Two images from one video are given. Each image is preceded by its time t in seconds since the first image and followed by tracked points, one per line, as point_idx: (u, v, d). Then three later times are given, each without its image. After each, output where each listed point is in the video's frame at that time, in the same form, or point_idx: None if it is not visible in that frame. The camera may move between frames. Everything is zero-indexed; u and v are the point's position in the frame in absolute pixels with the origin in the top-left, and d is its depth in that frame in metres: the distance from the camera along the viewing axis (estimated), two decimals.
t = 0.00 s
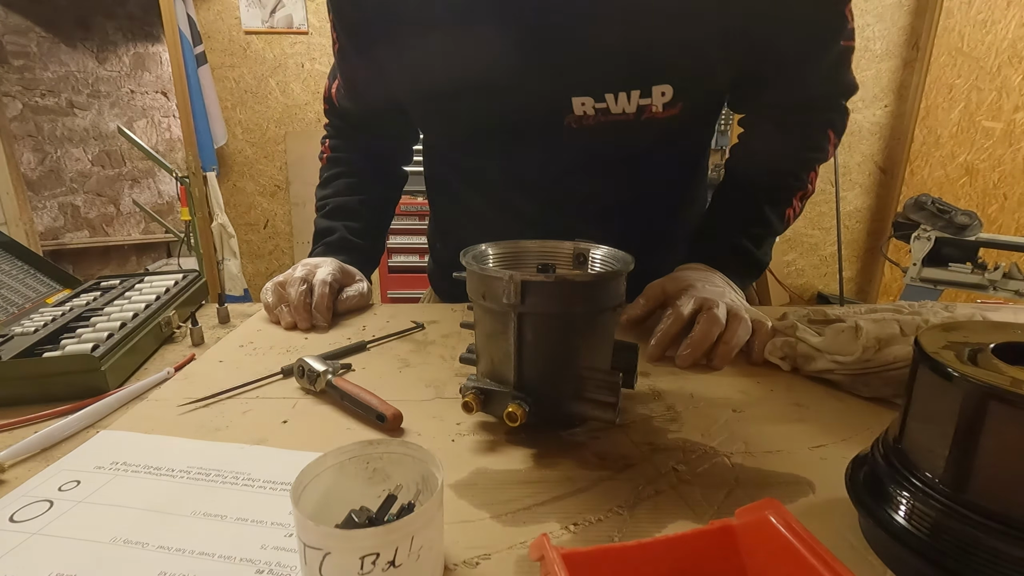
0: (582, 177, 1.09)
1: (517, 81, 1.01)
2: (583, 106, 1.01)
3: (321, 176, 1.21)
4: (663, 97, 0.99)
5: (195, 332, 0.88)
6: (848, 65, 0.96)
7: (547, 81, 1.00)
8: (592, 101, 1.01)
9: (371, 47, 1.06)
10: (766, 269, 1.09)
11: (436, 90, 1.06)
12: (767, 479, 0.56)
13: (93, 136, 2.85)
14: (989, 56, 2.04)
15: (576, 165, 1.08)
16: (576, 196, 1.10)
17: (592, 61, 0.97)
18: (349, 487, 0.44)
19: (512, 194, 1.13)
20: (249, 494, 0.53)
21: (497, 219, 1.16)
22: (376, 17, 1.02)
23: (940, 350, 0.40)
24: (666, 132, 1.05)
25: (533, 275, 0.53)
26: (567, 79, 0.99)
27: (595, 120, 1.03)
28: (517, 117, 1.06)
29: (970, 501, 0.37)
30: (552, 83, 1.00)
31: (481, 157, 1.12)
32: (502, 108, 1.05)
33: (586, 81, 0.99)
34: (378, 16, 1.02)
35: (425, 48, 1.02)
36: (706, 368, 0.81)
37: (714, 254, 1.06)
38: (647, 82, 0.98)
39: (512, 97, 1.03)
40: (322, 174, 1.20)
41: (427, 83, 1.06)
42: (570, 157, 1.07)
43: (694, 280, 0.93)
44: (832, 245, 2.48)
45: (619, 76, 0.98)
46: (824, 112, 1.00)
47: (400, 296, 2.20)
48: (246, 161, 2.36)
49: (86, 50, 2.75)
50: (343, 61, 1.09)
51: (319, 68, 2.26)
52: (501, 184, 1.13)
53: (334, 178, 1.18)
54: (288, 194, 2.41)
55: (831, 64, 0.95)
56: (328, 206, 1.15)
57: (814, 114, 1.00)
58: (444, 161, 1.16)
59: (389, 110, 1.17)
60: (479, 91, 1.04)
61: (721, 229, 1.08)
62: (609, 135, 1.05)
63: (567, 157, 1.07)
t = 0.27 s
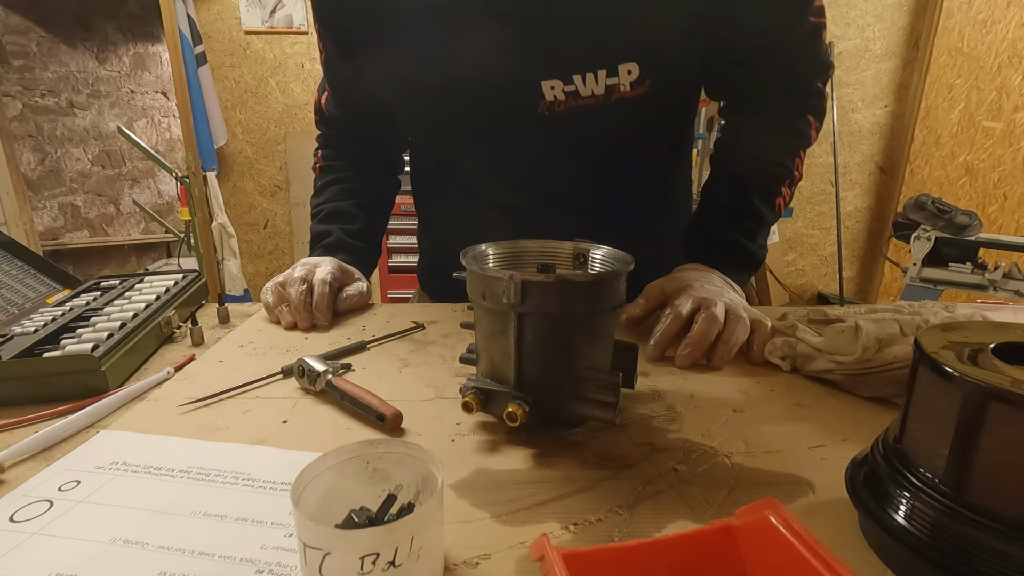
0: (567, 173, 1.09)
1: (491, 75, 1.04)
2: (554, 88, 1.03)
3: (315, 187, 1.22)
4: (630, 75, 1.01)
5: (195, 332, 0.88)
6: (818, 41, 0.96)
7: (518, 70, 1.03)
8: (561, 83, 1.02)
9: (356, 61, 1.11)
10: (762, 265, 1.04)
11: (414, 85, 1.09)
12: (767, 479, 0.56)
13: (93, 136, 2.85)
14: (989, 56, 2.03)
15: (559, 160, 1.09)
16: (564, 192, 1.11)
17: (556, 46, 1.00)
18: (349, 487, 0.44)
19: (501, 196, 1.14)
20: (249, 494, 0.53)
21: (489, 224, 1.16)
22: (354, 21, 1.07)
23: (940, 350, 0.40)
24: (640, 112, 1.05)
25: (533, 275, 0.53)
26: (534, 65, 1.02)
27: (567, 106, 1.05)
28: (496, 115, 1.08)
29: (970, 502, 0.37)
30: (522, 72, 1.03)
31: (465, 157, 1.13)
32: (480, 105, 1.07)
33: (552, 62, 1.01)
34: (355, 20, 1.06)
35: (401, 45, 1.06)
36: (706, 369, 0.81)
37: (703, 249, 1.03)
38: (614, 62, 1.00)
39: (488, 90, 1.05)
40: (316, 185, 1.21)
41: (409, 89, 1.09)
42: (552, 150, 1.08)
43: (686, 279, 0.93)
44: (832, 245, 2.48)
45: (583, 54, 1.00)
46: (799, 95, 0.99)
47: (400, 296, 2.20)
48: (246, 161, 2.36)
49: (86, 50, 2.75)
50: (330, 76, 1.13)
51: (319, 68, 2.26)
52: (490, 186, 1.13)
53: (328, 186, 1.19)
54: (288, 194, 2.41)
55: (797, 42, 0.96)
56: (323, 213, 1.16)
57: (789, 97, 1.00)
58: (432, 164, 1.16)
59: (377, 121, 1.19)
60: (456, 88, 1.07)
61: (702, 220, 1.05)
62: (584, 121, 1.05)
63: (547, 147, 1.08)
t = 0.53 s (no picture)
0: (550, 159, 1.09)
1: (456, 64, 1.03)
2: (520, 68, 1.02)
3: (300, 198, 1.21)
4: (592, 48, 0.99)
5: (195, 331, 0.88)
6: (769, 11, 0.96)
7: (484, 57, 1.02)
8: (526, 61, 1.01)
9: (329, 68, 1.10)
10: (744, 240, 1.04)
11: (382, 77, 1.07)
12: (767, 480, 0.56)
13: (93, 136, 2.85)
14: (989, 56, 2.02)
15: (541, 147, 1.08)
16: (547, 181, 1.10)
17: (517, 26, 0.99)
18: (349, 486, 0.44)
19: (491, 190, 1.12)
20: (249, 494, 0.53)
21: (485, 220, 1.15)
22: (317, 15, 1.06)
23: (941, 350, 0.40)
24: (610, 84, 1.03)
25: (533, 275, 0.53)
26: (499, 48, 1.01)
27: (535, 87, 1.03)
28: (472, 108, 1.07)
29: (970, 502, 0.37)
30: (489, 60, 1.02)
31: (448, 152, 1.11)
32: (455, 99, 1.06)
33: (515, 42, 1.00)
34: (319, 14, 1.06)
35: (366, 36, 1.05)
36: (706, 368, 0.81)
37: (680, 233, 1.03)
38: (576, 36, 0.99)
39: (455, 79, 1.04)
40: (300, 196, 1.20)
41: (384, 90, 1.08)
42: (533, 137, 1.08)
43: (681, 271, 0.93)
44: (832, 245, 2.48)
45: (545, 31, 0.99)
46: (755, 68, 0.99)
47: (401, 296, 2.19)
48: (246, 161, 2.36)
49: (86, 50, 2.75)
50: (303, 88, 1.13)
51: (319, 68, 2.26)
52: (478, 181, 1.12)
53: (312, 194, 1.17)
54: (288, 194, 2.41)
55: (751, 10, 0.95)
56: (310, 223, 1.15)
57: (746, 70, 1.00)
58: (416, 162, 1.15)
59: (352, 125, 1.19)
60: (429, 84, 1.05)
61: (686, 198, 1.05)
62: (553, 100, 1.04)
63: (528, 135, 1.07)
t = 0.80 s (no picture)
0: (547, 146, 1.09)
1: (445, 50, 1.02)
2: (508, 50, 1.01)
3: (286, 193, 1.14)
4: (575, 28, 1.00)
5: (195, 332, 0.88)
6: None
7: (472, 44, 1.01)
8: (514, 43, 1.01)
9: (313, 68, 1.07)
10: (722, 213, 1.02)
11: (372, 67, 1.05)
12: (767, 479, 0.56)
13: (93, 136, 2.85)
14: (989, 56, 2.04)
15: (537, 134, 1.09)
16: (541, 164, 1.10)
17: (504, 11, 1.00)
18: (348, 486, 0.44)
19: (490, 181, 1.12)
20: (249, 494, 0.53)
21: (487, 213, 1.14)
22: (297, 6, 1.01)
23: (941, 350, 0.40)
24: (596, 63, 1.04)
25: (533, 275, 0.53)
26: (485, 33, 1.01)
27: (522, 69, 1.03)
28: (464, 99, 1.06)
29: (970, 502, 0.37)
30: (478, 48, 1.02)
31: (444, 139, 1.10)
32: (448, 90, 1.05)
33: (502, 26, 1.00)
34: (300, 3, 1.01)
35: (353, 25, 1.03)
36: (705, 368, 0.81)
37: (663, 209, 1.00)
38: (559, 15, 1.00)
39: (446, 65, 1.03)
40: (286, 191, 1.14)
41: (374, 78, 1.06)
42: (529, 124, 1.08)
43: (671, 248, 0.91)
44: (832, 245, 2.48)
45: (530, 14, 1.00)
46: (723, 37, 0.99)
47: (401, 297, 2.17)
48: (246, 161, 2.36)
49: (86, 50, 2.75)
50: (285, 91, 1.09)
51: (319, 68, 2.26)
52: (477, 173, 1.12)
53: (300, 189, 1.12)
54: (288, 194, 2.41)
55: None
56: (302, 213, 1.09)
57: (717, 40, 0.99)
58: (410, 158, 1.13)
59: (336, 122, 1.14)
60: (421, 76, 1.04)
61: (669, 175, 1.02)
62: (540, 81, 1.04)
63: (524, 122, 1.08)
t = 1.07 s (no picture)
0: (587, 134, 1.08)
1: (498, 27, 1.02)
2: (561, 30, 1.01)
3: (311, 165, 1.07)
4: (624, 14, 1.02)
5: (195, 332, 0.88)
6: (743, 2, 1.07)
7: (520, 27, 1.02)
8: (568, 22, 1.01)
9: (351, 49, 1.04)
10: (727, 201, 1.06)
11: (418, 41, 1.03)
12: (767, 479, 0.56)
13: (93, 136, 2.85)
14: (989, 56, 2.03)
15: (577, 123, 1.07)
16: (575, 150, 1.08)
17: None
18: (348, 486, 0.44)
19: (527, 170, 1.10)
20: (249, 494, 0.53)
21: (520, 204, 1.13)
22: None
23: (941, 350, 0.40)
24: (636, 49, 1.06)
25: (533, 275, 0.53)
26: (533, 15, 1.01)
27: (571, 49, 1.03)
28: (507, 83, 1.05)
29: (970, 502, 0.37)
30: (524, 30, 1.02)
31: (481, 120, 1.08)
32: (491, 72, 1.04)
33: (550, 8, 1.01)
34: None
35: None
36: (705, 368, 0.81)
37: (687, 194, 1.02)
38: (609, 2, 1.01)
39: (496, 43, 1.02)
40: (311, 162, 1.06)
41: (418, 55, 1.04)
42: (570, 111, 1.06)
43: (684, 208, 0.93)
44: (832, 245, 2.48)
45: None
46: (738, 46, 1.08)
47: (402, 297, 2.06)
48: (246, 161, 2.36)
49: (86, 50, 2.76)
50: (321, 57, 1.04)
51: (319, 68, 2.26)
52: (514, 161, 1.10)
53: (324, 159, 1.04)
54: (288, 194, 2.41)
55: None
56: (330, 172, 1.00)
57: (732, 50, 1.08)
58: (447, 146, 1.12)
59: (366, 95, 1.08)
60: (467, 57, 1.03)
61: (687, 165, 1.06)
62: (587, 63, 1.04)
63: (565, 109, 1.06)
